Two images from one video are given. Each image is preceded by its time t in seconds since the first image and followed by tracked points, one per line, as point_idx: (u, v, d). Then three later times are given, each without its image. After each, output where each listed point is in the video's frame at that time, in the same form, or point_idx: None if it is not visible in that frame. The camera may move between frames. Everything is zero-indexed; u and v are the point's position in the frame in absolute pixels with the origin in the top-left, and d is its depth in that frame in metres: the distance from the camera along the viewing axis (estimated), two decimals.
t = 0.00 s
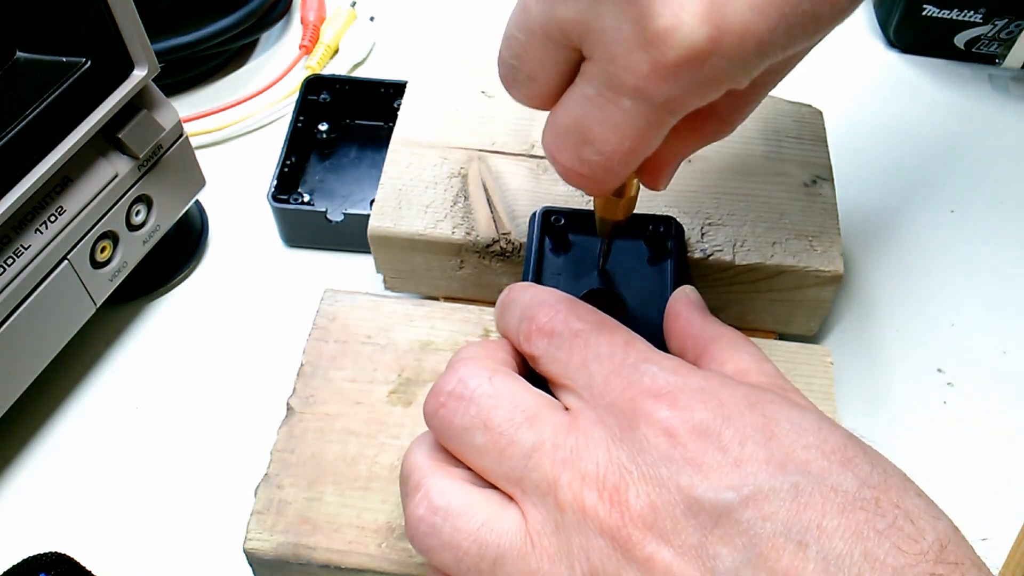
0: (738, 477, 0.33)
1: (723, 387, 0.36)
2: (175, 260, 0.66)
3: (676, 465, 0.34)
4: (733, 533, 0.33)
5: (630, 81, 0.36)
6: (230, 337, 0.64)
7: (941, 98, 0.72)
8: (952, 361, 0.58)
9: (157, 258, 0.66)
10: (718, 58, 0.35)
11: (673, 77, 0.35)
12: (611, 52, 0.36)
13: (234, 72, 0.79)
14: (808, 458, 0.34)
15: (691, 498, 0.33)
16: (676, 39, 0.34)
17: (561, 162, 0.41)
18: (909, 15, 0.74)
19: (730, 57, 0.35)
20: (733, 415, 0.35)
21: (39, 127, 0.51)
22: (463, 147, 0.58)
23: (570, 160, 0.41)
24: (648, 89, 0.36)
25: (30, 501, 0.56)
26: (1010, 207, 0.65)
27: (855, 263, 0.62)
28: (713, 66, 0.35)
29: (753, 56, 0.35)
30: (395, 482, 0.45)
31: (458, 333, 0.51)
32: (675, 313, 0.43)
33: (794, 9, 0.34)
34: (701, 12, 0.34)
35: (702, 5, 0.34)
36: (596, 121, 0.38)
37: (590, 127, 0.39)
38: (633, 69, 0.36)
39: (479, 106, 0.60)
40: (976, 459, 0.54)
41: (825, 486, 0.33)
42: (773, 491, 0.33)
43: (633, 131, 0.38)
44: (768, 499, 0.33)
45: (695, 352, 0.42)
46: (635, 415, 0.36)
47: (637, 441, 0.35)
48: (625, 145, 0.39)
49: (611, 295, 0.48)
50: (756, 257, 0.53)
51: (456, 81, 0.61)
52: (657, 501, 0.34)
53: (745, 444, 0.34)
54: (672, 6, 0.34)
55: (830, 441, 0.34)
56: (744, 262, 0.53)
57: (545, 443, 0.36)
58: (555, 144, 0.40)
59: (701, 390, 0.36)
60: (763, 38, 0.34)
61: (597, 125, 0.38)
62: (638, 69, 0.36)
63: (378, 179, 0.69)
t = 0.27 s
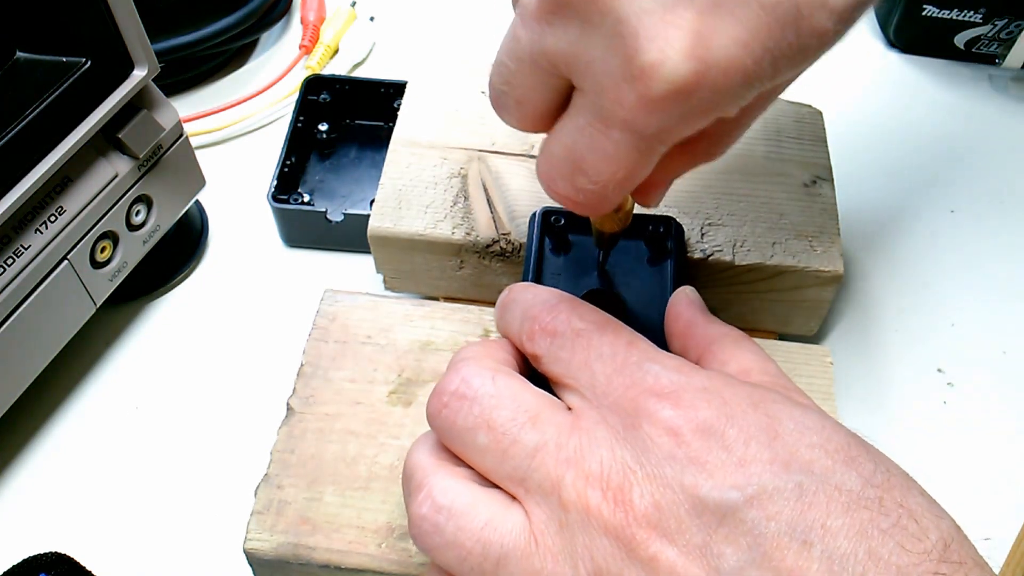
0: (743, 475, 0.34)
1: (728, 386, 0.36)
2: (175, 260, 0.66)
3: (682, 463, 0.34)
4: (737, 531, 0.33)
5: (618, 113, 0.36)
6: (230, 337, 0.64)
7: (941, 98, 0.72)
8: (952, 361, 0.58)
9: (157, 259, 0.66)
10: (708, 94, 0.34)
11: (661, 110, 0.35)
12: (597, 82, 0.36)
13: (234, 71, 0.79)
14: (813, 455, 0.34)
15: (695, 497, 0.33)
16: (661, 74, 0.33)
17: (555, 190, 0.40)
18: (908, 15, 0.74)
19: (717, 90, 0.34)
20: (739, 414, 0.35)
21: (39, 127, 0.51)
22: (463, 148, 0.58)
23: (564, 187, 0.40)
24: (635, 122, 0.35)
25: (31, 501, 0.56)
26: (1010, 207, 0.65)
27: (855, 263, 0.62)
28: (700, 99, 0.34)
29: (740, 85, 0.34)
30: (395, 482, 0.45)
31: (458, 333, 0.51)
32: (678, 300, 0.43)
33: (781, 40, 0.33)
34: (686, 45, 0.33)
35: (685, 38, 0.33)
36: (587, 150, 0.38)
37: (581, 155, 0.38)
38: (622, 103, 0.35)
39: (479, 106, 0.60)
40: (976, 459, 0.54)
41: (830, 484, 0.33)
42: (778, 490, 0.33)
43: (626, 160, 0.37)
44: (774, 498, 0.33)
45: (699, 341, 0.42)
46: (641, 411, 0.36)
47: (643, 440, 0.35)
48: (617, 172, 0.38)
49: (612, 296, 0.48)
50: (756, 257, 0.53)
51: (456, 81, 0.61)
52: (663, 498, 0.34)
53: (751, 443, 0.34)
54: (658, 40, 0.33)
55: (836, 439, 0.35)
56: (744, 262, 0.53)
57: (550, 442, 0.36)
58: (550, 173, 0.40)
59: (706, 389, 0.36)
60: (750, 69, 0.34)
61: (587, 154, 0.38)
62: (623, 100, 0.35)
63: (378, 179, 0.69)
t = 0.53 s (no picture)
0: (744, 477, 0.33)
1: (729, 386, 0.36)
2: (175, 260, 0.66)
3: (684, 464, 0.34)
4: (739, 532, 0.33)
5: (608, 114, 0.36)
6: (230, 337, 0.64)
7: (941, 98, 0.72)
8: (951, 361, 0.58)
9: (157, 260, 0.66)
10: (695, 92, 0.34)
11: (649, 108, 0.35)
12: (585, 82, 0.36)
13: (234, 71, 0.79)
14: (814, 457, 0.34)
15: (697, 499, 0.33)
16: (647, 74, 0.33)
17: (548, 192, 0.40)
18: (908, 15, 0.74)
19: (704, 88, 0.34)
20: (739, 415, 0.35)
21: (39, 127, 0.51)
22: (463, 148, 0.58)
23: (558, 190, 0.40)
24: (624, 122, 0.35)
25: (30, 501, 0.56)
26: (1010, 208, 0.65)
27: (855, 264, 0.62)
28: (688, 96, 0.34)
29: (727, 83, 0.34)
30: (395, 483, 0.45)
31: (458, 334, 0.51)
32: (679, 299, 0.43)
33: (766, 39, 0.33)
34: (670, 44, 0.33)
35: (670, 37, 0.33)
36: (576, 150, 0.38)
37: (573, 157, 0.38)
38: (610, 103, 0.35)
39: (479, 106, 0.60)
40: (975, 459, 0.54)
41: (832, 486, 0.33)
42: (780, 491, 0.33)
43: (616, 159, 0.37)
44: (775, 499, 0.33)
45: (701, 339, 0.42)
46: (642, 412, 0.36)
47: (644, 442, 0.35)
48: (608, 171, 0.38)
49: (612, 296, 0.48)
50: (756, 257, 0.53)
51: (455, 81, 0.61)
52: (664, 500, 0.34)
53: (752, 444, 0.34)
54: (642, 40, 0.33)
55: (837, 440, 0.35)
56: (744, 262, 0.53)
57: (551, 443, 0.37)
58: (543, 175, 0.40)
59: (707, 390, 0.36)
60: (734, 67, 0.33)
61: (579, 154, 0.38)
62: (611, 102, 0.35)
63: (378, 179, 0.69)
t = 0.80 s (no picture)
0: (738, 465, 0.33)
1: (724, 377, 0.36)
2: (175, 260, 0.66)
3: (678, 453, 0.34)
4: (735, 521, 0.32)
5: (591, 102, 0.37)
6: (230, 336, 0.64)
7: (941, 98, 0.72)
8: (952, 361, 0.58)
9: (157, 259, 0.66)
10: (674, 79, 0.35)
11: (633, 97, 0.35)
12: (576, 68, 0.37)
13: (234, 71, 0.79)
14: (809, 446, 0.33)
15: (691, 488, 0.33)
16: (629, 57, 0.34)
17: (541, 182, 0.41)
18: (908, 15, 0.74)
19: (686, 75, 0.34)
20: (734, 405, 0.35)
21: (39, 126, 0.51)
22: (463, 148, 0.58)
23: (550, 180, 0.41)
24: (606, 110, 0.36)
25: (30, 501, 0.56)
26: (1011, 207, 0.65)
27: (855, 264, 0.62)
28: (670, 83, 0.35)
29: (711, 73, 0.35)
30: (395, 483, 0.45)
31: (458, 333, 0.51)
32: (683, 293, 0.44)
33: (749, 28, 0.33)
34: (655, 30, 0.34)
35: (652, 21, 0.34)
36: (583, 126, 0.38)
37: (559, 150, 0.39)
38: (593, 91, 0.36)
39: (479, 106, 0.60)
40: (976, 458, 0.54)
41: (828, 473, 0.33)
42: (776, 480, 0.33)
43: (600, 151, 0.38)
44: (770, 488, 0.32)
45: (703, 334, 0.42)
46: (637, 403, 0.36)
47: (639, 433, 0.35)
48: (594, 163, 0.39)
49: (612, 293, 0.48)
50: (756, 257, 0.53)
51: (455, 81, 0.61)
52: (659, 489, 0.34)
53: (747, 433, 0.34)
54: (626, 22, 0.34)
55: (833, 428, 0.34)
56: (744, 262, 0.53)
57: (546, 435, 0.36)
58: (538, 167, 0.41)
59: (701, 380, 0.36)
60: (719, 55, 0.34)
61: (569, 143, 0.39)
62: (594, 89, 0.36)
63: (378, 179, 0.69)
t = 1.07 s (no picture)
0: (748, 474, 0.33)
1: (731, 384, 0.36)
2: (175, 260, 0.66)
3: (689, 461, 0.34)
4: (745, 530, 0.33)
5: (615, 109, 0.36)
6: (231, 337, 0.64)
7: (942, 99, 0.72)
8: (952, 361, 0.58)
9: (157, 259, 0.66)
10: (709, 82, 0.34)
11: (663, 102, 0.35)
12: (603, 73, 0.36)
13: (234, 71, 0.79)
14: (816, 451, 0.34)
15: (701, 495, 0.33)
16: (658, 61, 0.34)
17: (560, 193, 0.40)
18: (909, 15, 0.74)
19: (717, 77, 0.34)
20: (743, 412, 0.35)
21: (39, 126, 0.51)
22: (463, 147, 0.58)
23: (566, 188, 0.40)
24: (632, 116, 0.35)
25: (31, 502, 0.56)
26: (1011, 207, 0.65)
27: (855, 264, 0.62)
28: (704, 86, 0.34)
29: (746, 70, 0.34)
30: (395, 482, 0.45)
31: (458, 333, 0.51)
32: (687, 295, 0.43)
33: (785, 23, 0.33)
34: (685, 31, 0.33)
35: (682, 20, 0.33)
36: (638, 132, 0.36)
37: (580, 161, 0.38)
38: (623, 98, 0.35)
39: (479, 106, 0.60)
40: (977, 459, 0.54)
41: (837, 483, 0.33)
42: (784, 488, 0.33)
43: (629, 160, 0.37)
44: (780, 497, 0.33)
45: (706, 338, 0.42)
46: (646, 408, 0.36)
47: (649, 438, 0.35)
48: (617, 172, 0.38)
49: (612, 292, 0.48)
50: (756, 257, 0.53)
51: (455, 81, 0.61)
52: (669, 497, 0.34)
53: (755, 440, 0.34)
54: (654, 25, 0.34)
55: (842, 437, 0.34)
56: (745, 262, 0.53)
57: (558, 441, 0.36)
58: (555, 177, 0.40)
59: (711, 386, 0.36)
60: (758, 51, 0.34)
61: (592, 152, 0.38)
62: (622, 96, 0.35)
63: (378, 179, 0.69)
